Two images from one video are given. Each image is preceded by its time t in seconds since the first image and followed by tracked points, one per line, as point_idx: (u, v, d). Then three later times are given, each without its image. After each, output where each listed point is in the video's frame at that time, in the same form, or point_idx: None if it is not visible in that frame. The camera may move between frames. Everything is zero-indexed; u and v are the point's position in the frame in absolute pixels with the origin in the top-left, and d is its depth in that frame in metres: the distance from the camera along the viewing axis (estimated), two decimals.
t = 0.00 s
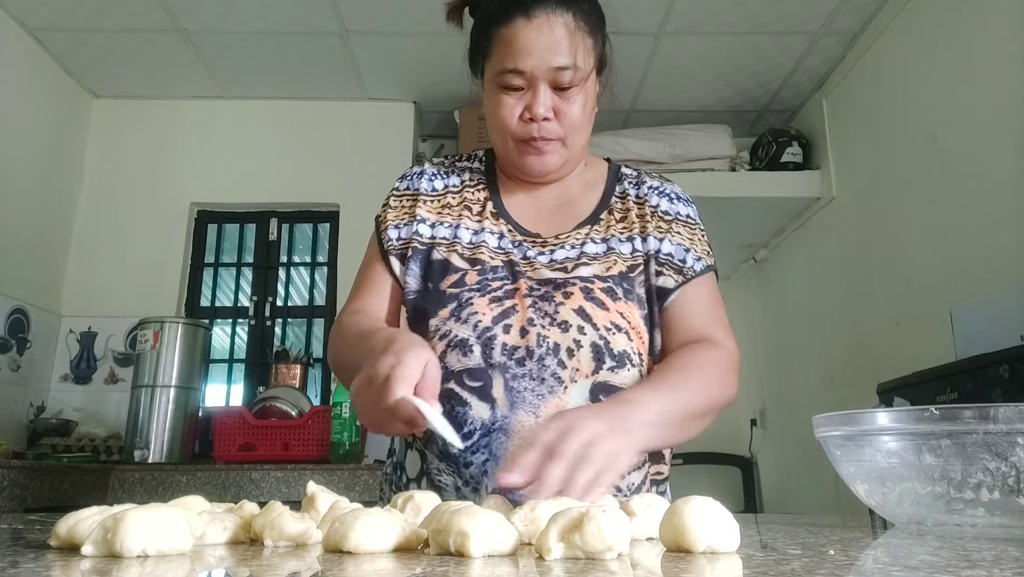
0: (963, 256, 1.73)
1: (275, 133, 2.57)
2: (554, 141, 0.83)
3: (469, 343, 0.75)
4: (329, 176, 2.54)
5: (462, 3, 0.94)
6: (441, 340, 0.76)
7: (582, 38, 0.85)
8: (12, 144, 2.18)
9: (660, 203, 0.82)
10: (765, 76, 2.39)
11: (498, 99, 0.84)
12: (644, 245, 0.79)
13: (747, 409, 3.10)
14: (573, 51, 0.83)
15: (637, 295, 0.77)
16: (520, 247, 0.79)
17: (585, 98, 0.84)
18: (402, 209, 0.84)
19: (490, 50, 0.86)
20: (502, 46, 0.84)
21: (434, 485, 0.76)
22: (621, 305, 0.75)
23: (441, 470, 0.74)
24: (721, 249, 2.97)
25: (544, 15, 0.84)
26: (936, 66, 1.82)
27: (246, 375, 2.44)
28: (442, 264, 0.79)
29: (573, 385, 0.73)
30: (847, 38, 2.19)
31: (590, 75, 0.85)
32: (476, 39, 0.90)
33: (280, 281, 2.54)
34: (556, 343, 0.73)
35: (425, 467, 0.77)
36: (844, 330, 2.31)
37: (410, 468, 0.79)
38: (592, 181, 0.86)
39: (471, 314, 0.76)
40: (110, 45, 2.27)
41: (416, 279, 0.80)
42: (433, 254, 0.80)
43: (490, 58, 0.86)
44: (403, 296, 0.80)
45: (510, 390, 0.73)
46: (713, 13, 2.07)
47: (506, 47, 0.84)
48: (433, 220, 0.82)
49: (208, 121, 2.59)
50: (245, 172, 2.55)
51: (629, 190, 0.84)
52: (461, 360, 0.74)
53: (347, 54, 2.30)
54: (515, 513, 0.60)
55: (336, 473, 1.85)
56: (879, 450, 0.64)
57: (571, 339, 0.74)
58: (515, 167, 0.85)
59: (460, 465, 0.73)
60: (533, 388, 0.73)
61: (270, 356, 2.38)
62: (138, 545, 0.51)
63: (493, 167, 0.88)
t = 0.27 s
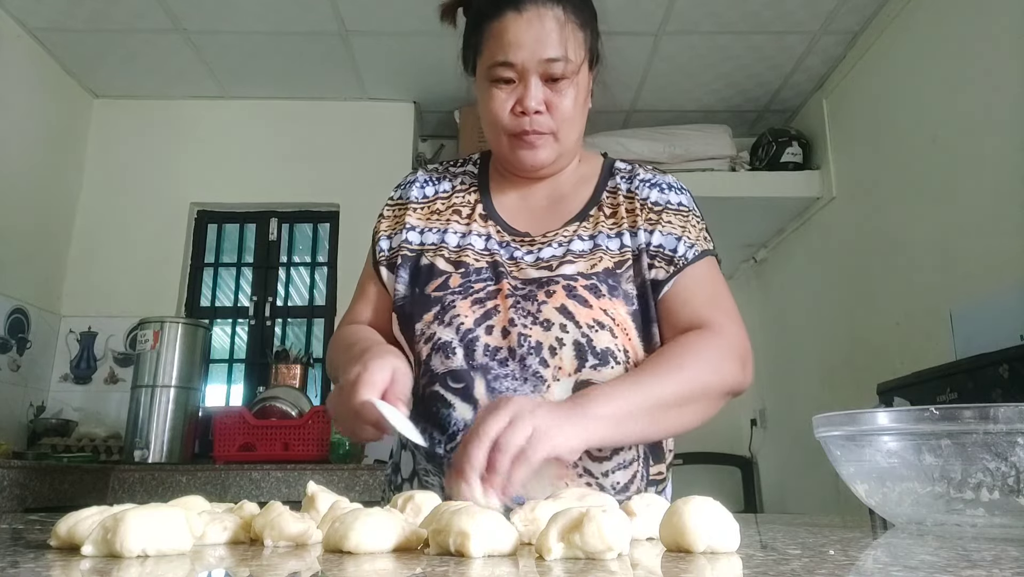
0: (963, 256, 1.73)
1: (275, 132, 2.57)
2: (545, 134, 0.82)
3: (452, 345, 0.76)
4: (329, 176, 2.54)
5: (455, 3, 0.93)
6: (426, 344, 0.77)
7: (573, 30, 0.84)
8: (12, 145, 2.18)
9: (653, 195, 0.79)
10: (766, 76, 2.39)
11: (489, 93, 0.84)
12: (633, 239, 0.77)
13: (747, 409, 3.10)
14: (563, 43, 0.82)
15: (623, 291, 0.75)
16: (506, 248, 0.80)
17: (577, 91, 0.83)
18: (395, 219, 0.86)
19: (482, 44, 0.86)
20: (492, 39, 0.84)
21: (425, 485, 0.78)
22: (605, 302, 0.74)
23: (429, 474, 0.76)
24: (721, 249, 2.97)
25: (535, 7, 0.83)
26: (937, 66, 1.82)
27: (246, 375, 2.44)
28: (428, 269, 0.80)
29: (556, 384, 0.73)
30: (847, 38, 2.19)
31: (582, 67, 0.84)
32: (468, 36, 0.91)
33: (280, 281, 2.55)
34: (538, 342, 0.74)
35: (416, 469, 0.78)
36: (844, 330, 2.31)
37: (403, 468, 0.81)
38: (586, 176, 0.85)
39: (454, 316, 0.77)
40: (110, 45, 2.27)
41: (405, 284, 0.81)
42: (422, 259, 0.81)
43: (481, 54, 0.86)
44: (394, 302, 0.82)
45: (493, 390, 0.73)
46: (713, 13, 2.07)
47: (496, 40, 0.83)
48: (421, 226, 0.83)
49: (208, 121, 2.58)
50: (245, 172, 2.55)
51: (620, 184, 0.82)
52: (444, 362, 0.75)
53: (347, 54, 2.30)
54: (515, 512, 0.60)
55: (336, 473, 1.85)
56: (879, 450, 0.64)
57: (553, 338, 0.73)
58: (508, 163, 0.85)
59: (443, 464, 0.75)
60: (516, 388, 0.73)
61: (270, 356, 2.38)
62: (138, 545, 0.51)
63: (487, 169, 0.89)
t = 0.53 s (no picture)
0: (964, 256, 1.73)
1: (275, 132, 2.57)
2: (539, 132, 0.82)
3: (442, 349, 0.76)
4: (329, 176, 2.54)
5: (445, 7, 0.94)
6: (418, 349, 0.78)
7: (564, 27, 0.84)
8: (13, 145, 2.18)
9: (648, 194, 0.78)
10: (766, 76, 2.39)
11: (483, 93, 0.84)
12: (626, 238, 0.76)
13: (747, 409, 3.10)
14: (554, 40, 0.82)
15: (614, 291, 0.75)
16: (498, 249, 0.79)
17: (571, 88, 0.83)
18: (391, 225, 0.86)
19: (474, 44, 0.86)
20: (484, 39, 0.84)
21: (420, 487, 0.77)
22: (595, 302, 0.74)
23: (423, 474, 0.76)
24: (721, 249, 2.97)
25: (524, 5, 0.83)
26: (937, 66, 1.82)
27: (246, 375, 2.44)
28: (421, 273, 0.80)
29: (545, 386, 0.72)
30: (847, 38, 2.19)
31: (574, 63, 0.84)
32: (460, 38, 0.91)
33: (280, 281, 2.55)
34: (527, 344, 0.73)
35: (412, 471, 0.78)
36: (844, 330, 2.31)
37: (401, 469, 0.81)
38: (583, 173, 0.85)
39: (444, 320, 0.77)
40: (110, 45, 2.27)
41: (400, 289, 0.81)
42: (415, 264, 0.81)
43: (474, 53, 0.86)
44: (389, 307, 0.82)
45: (482, 393, 0.73)
46: (713, 13, 2.07)
47: (488, 39, 0.84)
48: (416, 232, 0.83)
49: (208, 121, 2.58)
50: (245, 172, 2.55)
51: (616, 181, 0.81)
52: (436, 366, 0.75)
53: (347, 54, 2.30)
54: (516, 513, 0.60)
55: (335, 473, 1.85)
56: (879, 450, 0.64)
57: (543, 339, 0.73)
58: (505, 162, 0.85)
59: (435, 468, 0.74)
60: (505, 389, 0.72)
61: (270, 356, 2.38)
62: (138, 545, 0.51)
63: (484, 170, 0.89)
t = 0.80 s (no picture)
0: (963, 256, 1.73)
1: (275, 132, 2.57)
2: (536, 136, 0.82)
3: (439, 351, 0.76)
4: (329, 176, 2.54)
5: (443, 4, 0.94)
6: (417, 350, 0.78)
7: (563, 28, 0.84)
8: (13, 145, 2.18)
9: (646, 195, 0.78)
10: (766, 76, 2.39)
11: (481, 96, 0.84)
12: (623, 240, 0.76)
13: (747, 409, 3.10)
14: (552, 43, 0.82)
15: (610, 295, 0.74)
16: (495, 251, 0.79)
17: (568, 91, 0.83)
18: (388, 225, 0.86)
19: (472, 45, 0.86)
20: (483, 42, 0.85)
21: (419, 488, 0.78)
22: (590, 306, 0.73)
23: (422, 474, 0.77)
24: (721, 249, 2.97)
25: (523, 7, 0.84)
26: (937, 66, 1.82)
27: (246, 375, 2.44)
28: (418, 274, 0.80)
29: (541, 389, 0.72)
30: (847, 38, 2.19)
31: (572, 66, 0.84)
32: (458, 37, 0.91)
33: (280, 281, 2.55)
34: (522, 348, 0.73)
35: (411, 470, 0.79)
36: (844, 330, 2.30)
37: (400, 469, 0.81)
38: (580, 174, 0.85)
39: (440, 322, 0.77)
40: (110, 45, 2.27)
41: (398, 289, 0.81)
42: (412, 265, 0.81)
43: (472, 55, 0.86)
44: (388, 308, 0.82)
45: (479, 396, 0.74)
46: (713, 13, 2.07)
47: (487, 42, 0.84)
48: (412, 232, 0.83)
49: (208, 121, 2.58)
50: (245, 172, 2.55)
51: (614, 184, 0.81)
52: (433, 368, 0.75)
53: (347, 54, 2.30)
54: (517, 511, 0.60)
55: (336, 473, 1.85)
56: (879, 451, 0.64)
57: (537, 343, 0.73)
58: (502, 164, 0.85)
59: (433, 470, 0.75)
60: (502, 392, 0.73)
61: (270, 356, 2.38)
62: (138, 545, 0.51)
63: (481, 171, 0.89)
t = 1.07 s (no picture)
0: (963, 256, 1.73)
1: (275, 132, 2.57)
2: (543, 138, 0.82)
3: (455, 349, 0.76)
4: (329, 176, 2.54)
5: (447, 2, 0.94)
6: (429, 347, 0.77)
7: (570, 33, 0.85)
8: (13, 145, 2.18)
9: (657, 199, 0.82)
10: (766, 76, 2.39)
11: (486, 96, 0.83)
12: (637, 242, 0.79)
13: (747, 410, 3.10)
14: (561, 47, 0.83)
15: (626, 294, 0.77)
16: (506, 250, 0.80)
17: (574, 95, 0.84)
18: (389, 220, 0.85)
19: (479, 46, 0.86)
20: (490, 43, 0.84)
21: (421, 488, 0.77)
22: (609, 305, 0.76)
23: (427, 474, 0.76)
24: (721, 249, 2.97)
25: (533, 11, 0.84)
26: (937, 66, 1.82)
27: (246, 375, 2.44)
28: (427, 271, 0.80)
29: (558, 386, 0.73)
30: (847, 38, 2.19)
31: (579, 70, 0.84)
32: (461, 36, 0.91)
33: (280, 281, 2.55)
34: (541, 344, 0.74)
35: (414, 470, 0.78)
36: (844, 330, 2.30)
37: (401, 470, 0.81)
38: (582, 175, 0.86)
39: (456, 319, 0.77)
40: (110, 45, 2.27)
41: (404, 286, 0.81)
42: (420, 262, 0.81)
43: (478, 55, 0.86)
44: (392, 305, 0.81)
45: (492, 394, 0.73)
46: (713, 13, 2.07)
47: (494, 43, 0.84)
48: (418, 228, 0.83)
49: (208, 121, 2.58)
50: (245, 172, 2.55)
51: (621, 183, 0.84)
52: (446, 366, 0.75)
53: (347, 54, 2.30)
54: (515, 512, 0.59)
55: (336, 473, 1.85)
56: (879, 450, 0.64)
57: (557, 339, 0.74)
58: (505, 165, 0.85)
59: (439, 468, 0.74)
60: (516, 390, 0.73)
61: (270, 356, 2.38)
62: (138, 545, 0.51)
63: (481, 169, 0.89)
